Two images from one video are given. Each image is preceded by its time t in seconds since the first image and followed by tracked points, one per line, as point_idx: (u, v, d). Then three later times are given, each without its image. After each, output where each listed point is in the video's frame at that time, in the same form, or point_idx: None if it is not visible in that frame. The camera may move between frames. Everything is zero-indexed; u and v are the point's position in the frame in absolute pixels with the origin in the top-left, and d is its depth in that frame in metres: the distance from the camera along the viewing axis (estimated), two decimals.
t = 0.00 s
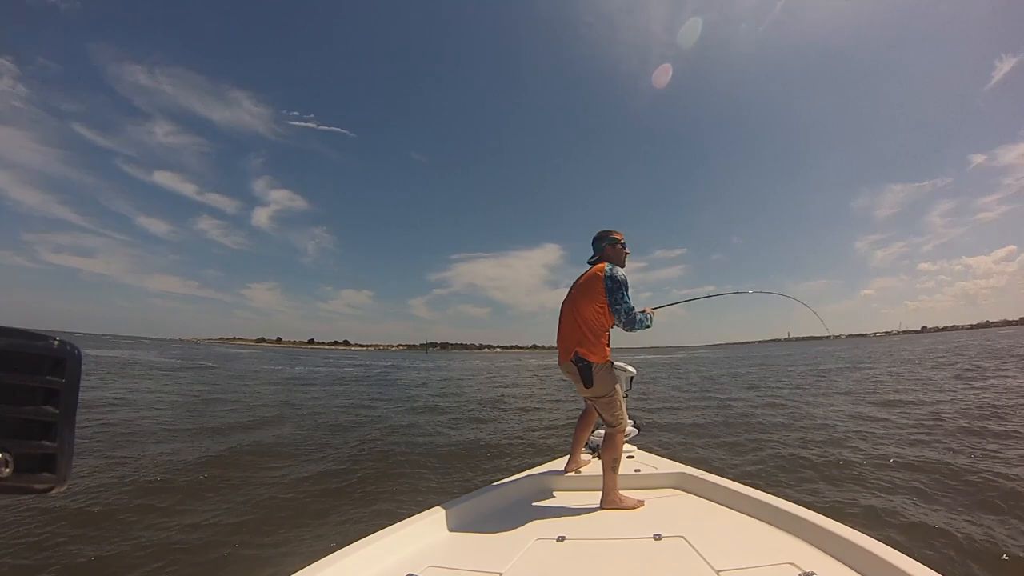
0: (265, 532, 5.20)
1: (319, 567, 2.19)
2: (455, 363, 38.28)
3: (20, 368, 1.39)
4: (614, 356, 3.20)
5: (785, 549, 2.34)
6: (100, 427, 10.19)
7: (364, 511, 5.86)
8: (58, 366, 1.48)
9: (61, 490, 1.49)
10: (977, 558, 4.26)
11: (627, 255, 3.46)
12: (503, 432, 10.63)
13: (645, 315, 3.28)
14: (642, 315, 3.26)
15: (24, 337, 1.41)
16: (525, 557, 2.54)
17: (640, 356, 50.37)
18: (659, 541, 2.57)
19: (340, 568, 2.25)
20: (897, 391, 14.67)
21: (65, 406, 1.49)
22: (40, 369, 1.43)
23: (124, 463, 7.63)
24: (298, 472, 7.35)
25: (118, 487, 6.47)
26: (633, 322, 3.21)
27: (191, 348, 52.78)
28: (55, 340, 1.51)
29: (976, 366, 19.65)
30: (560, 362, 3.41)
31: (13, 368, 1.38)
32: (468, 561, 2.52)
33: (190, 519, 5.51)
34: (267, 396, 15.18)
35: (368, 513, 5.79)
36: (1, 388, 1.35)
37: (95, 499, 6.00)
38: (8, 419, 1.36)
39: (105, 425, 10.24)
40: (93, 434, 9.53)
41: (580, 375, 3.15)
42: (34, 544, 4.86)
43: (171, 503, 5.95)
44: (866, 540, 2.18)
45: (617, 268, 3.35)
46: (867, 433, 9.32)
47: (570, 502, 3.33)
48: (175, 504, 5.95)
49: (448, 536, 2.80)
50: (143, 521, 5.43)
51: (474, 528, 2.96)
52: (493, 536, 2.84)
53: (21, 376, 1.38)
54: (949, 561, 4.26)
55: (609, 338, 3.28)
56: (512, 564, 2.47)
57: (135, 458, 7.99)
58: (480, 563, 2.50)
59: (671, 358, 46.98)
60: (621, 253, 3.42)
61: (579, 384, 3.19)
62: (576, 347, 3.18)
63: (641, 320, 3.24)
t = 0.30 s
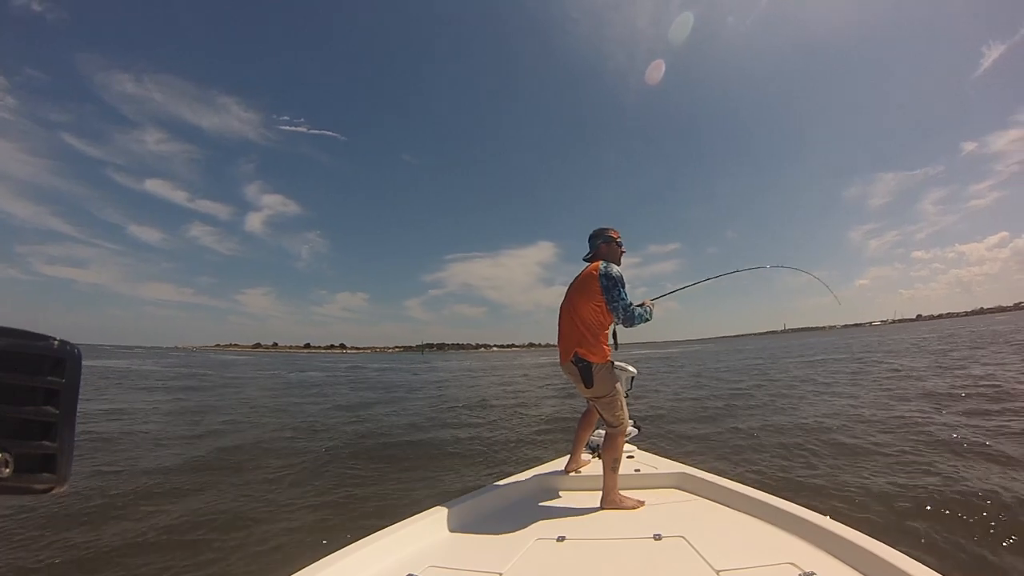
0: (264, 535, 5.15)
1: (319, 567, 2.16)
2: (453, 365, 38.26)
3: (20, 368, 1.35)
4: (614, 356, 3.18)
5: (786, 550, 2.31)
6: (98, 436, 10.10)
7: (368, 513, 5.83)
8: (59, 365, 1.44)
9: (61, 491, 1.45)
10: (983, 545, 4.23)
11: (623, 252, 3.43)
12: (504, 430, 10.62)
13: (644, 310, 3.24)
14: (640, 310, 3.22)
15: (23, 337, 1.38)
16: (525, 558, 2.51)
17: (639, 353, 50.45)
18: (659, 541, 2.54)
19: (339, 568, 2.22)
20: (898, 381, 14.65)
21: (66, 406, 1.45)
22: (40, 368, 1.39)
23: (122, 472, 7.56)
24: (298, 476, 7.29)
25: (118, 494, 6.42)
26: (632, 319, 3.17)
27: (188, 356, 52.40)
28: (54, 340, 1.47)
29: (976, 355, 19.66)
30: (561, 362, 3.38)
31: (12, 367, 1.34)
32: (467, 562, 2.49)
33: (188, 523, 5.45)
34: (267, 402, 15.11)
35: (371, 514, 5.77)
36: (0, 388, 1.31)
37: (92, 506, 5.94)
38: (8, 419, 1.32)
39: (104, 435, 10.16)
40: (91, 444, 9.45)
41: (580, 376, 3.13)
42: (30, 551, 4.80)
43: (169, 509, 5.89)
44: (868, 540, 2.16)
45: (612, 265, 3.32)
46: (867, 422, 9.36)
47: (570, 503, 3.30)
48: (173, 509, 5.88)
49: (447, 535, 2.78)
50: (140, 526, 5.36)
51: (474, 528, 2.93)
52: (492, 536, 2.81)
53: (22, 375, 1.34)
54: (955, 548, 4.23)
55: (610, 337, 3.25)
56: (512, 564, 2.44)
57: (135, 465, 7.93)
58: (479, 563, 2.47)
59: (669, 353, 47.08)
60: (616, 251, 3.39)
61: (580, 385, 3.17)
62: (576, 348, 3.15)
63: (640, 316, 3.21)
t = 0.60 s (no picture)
0: (263, 534, 5.15)
1: (319, 567, 2.17)
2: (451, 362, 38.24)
3: (21, 366, 1.35)
4: (619, 354, 3.19)
5: (785, 549, 2.33)
6: (95, 433, 10.06)
7: (367, 511, 5.84)
8: (59, 365, 1.44)
9: (62, 490, 1.46)
10: (979, 547, 4.23)
11: (627, 251, 3.44)
12: (503, 429, 10.63)
13: (647, 307, 3.25)
14: (644, 307, 3.23)
15: (23, 337, 1.38)
16: (523, 557, 2.52)
17: (637, 351, 50.46)
18: (659, 541, 2.55)
19: (339, 568, 2.23)
20: (896, 381, 14.66)
21: (66, 406, 1.45)
22: (41, 368, 1.39)
23: (119, 469, 7.55)
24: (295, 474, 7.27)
25: (117, 492, 6.40)
26: (635, 316, 3.18)
27: (185, 352, 52.22)
28: (55, 340, 1.47)
29: (974, 356, 19.70)
30: (565, 362, 3.39)
31: (12, 368, 1.34)
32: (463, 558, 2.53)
33: (182, 522, 5.43)
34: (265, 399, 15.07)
35: (371, 512, 5.78)
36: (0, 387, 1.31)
37: (87, 505, 5.93)
38: (8, 419, 1.32)
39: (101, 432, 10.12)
40: (88, 441, 9.41)
41: (585, 375, 3.15)
42: (22, 551, 4.78)
43: (164, 507, 5.87)
44: (868, 540, 2.17)
45: (616, 263, 3.33)
46: (866, 422, 9.40)
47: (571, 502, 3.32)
48: (168, 508, 5.86)
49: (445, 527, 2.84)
50: (134, 526, 5.34)
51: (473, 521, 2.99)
52: (491, 532, 2.85)
53: (21, 376, 1.34)
54: (952, 550, 4.22)
55: (616, 336, 3.27)
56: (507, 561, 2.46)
57: (133, 462, 7.91)
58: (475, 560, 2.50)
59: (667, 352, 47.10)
60: (620, 249, 3.40)
61: (585, 384, 3.18)
62: (581, 347, 3.17)
63: (644, 313, 3.22)
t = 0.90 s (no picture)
0: (261, 528, 5.15)
1: (318, 567, 2.14)
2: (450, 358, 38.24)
3: (21, 365, 1.39)
4: (622, 354, 3.18)
5: (784, 550, 2.35)
6: (93, 423, 10.05)
7: (366, 506, 5.84)
8: (59, 365, 1.47)
9: (61, 490, 1.48)
10: (970, 557, 4.25)
11: (632, 251, 3.45)
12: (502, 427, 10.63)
13: (650, 306, 3.26)
14: (647, 306, 3.24)
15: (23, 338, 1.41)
16: (523, 557, 2.48)
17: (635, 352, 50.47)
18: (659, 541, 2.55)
19: (338, 568, 2.19)
20: (894, 389, 14.66)
21: (65, 407, 1.48)
22: (40, 368, 1.42)
23: (117, 459, 7.54)
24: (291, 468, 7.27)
25: (114, 483, 6.39)
26: (637, 315, 3.17)
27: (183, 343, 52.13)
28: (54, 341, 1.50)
29: (973, 367, 19.68)
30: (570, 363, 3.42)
31: (12, 368, 1.37)
32: (462, 560, 2.49)
33: (176, 515, 5.42)
34: (262, 391, 15.05)
35: (369, 508, 5.79)
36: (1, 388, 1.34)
37: (81, 495, 5.92)
38: (9, 419, 1.35)
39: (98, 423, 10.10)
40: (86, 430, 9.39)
41: (588, 374, 3.17)
42: (14, 541, 4.77)
43: (158, 499, 5.86)
44: (867, 541, 2.20)
45: (619, 263, 3.35)
46: (864, 428, 9.42)
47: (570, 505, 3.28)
48: (162, 500, 5.86)
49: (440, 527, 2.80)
50: (127, 517, 5.34)
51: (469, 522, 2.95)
52: (488, 535, 2.80)
53: (22, 376, 1.37)
54: (943, 559, 4.24)
55: (619, 336, 3.28)
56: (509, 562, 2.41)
57: (131, 453, 7.89)
58: (474, 562, 2.46)
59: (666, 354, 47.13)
60: (625, 249, 3.41)
61: (588, 384, 3.21)
62: (584, 347, 3.19)
63: (647, 312, 3.22)
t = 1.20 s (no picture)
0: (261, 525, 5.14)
1: None
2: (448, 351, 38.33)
3: (23, 363, 1.41)
4: (621, 355, 3.24)
5: (785, 550, 2.35)
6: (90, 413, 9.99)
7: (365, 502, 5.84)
8: (59, 363, 1.47)
9: (61, 491, 1.47)
10: (969, 565, 4.22)
11: (632, 252, 3.44)
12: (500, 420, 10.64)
13: (649, 306, 3.27)
14: (645, 307, 3.25)
15: (26, 336, 1.42)
16: (523, 558, 2.26)
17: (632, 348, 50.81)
18: (658, 540, 2.52)
19: None
20: (893, 389, 14.64)
21: (66, 405, 1.48)
22: (39, 366, 1.42)
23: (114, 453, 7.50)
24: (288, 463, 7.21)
25: (111, 476, 6.35)
26: (635, 316, 3.20)
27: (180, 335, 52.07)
28: (57, 339, 1.50)
29: (970, 367, 19.73)
30: (569, 361, 3.50)
31: (11, 366, 1.38)
32: (458, 552, 2.27)
33: (170, 514, 5.36)
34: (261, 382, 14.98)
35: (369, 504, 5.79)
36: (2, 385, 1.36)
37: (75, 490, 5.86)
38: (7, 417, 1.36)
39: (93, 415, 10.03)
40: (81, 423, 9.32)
41: (587, 374, 3.25)
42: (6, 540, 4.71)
43: (153, 495, 5.80)
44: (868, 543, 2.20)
45: (618, 264, 3.34)
46: (861, 428, 9.48)
47: (575, 499, 3.08)
48: (160, 495, 5.84)
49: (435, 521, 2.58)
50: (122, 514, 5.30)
51: (465, 508, 2.73)
52: (486, 524, 2.58)
53: (19, 371, 1.38)
54: (941, 564, 4.22)
55: (616, 336, 3.30)
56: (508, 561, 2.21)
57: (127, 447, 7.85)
58: (471, 555, 2.24)
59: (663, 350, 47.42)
60: (625, 250, 3.40)
61: (587, 383, 3.28)
62: (583, 348, 3.27)
63: (645, 313, 3.24)
